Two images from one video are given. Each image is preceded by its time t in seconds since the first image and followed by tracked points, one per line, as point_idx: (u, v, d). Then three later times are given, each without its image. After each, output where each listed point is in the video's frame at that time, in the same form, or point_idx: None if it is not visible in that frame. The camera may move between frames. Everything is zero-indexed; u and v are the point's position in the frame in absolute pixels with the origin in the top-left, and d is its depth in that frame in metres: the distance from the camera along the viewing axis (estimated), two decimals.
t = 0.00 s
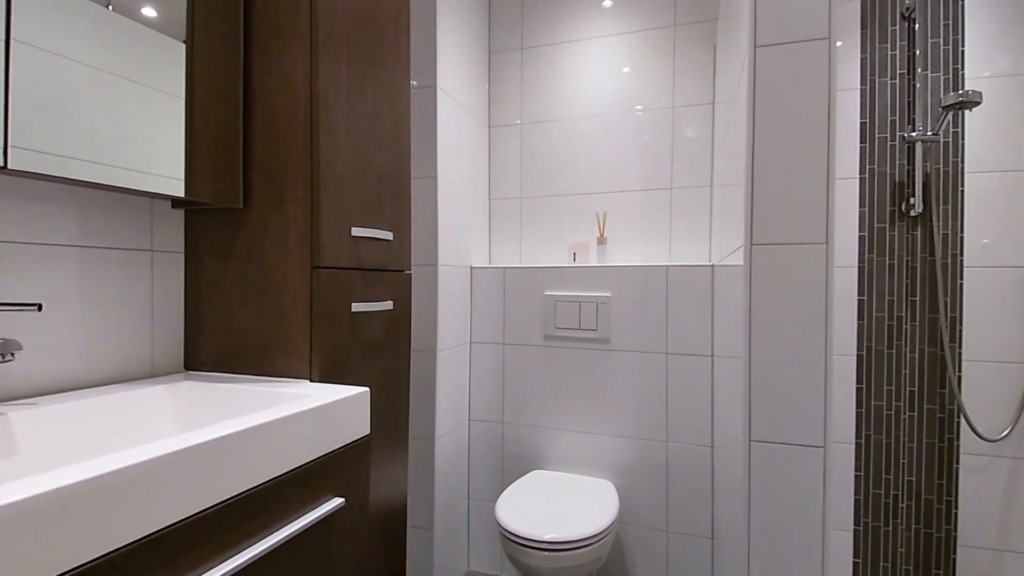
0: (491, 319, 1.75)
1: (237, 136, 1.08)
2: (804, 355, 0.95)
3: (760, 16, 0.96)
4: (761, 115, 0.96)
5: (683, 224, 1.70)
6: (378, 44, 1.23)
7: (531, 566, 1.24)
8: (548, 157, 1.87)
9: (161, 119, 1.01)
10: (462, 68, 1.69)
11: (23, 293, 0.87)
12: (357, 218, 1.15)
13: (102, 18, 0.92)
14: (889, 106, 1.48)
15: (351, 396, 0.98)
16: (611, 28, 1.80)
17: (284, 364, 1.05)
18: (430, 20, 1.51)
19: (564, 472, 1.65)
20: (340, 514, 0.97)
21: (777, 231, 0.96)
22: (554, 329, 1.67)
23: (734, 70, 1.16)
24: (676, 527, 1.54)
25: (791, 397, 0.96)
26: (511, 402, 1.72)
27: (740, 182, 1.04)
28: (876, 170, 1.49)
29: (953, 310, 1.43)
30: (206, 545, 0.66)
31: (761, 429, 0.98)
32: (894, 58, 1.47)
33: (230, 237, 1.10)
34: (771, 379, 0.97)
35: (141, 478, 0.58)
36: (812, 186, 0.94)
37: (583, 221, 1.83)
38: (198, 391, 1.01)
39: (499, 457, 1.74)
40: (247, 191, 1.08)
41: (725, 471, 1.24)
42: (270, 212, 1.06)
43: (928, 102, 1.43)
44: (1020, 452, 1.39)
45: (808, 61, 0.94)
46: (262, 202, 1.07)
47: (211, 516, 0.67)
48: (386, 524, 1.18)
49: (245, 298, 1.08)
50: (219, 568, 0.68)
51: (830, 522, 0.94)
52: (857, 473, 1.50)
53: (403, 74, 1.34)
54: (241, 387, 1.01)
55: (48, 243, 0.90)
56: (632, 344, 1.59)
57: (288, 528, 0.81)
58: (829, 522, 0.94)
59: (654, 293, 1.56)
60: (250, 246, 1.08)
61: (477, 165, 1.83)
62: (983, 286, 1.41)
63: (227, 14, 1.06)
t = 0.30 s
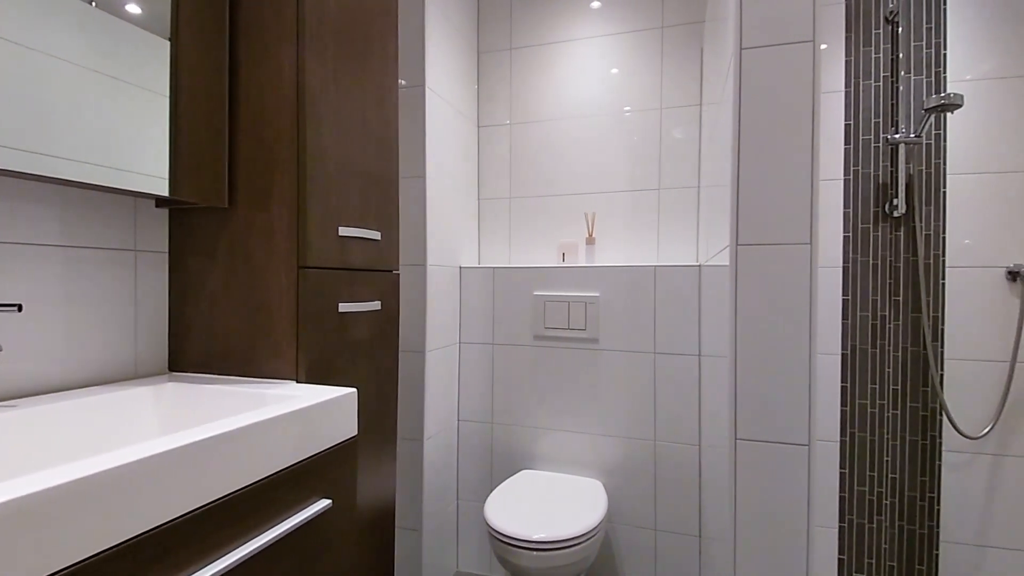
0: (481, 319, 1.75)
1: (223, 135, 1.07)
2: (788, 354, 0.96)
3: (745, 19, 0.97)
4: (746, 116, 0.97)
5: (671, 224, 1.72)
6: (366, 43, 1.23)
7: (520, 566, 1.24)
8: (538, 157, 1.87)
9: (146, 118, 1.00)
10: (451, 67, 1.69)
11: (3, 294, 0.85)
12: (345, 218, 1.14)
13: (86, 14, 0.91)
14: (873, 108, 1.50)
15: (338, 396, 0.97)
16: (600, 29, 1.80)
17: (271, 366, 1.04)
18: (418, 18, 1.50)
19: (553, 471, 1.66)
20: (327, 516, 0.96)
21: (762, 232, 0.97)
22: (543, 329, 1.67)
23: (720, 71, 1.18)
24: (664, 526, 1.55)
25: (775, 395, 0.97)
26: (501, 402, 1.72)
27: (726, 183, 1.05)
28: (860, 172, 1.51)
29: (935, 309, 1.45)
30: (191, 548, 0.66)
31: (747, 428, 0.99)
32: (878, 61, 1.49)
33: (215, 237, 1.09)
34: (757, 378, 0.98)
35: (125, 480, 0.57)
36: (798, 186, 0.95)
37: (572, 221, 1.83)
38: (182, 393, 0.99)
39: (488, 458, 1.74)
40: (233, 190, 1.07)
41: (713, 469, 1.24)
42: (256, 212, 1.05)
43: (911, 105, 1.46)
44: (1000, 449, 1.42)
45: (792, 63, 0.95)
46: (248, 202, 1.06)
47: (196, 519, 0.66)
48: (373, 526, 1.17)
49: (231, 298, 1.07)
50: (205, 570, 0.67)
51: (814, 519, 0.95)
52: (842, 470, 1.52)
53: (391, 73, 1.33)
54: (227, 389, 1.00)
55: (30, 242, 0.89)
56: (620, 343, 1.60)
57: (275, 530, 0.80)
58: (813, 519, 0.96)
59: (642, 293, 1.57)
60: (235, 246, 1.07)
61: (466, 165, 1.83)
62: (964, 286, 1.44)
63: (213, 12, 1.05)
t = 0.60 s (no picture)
0: (469, 319, 1.75)
1: (206, 133, 1.06)
2: (771, 353, 0.97)
3: (729, 21, 0.98)
4: (730, 118, 0.99)
5: (657, 225, 1.73)
6: (352, 41, 1.22)
7: (507, 566, 1.24)
8: (526, 158, 1.87)
9: (127, 115, 0.98)
10: (439, 67, 1.68)
11: None
12: (330, 218, 1.14)
13: (66, 10, 0.89)
14: (856, 111, 1.52)
15: (324, 397, 0.97)
16: (588, 31, 1.81)
17: (255, 366, 1.03)
18: (405, 17, 1.50)
19: (541, 471, 1.66)
20: (312, 518, 0.96)
21: (745, 233, 0.98)
22: (531, 329, 1.67)
23: (705, 73, 1.19)
24: (650, 524, 1.56)
25: (758, 394, 0.98)
26: (489, 402, 1.72)
27: (710, 184, 1.06)
28: (843, 173, 1.53)
29: (916, 310, 1.48)
30: (171, 553, 0.65)
31: (731, 426, 1.00)
32: (861, 64, 1.51)
33: (198, 236, 1.08)
34: (740, 377, 0.99)
35: (104, 484, 0.56)
36: (780, 187, 0.97)
37: (560, 221, 1.84)
38: (165, 394, 0.98)
39: (476, 458, 1.74)
40: (216, 189, 1.06)
41: (698, 467, 1.26)
42: (240, 211, 1.04)
43: (892, 108, 1.48)
44: (978, 446, 1.45)
45: (775, 66, 0.96)
46: (231, 201, 1.05)
47: (177, 522, 0.65)
48: (360, 527, 1.17)
49: (214, 298, 1.06)
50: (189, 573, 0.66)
51: (797, 515, 0.96)
52: (825, 468, 1.54)
53: (378, 72, 1.32)
54: (211, 390, 0.99)
55: (9, 241, 0.87)
56: (607, 342, 1.60)
57: (260, 531, 0.80)
58: (796, 516, 0.97)
59: (629, 293, 1.58)
60: (219, 246, 1.06)
61: (454, 165, 1.83)
62: (943, 286, 1.47)
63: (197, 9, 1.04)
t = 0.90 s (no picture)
0: (457, 319, 1.74)
1: (191, 134, 1.05)
2: (755, 353, 0.99)
3: (714, 24, 0.99)
4: (715, 120, 1.00)
5: (645, 226, 1.74)
6: (339, 41, 1.22)
7: (495, 567, 1.24)
8: (515, 159, 1.87)
9: (110, 113, 0.97)
10: (427, 67, 1.68)
11: None
12: (316, 218, 1.13)
13: (48, 8, 0.88)
14: (839, 114, 1.54)
15: (311, 399, 0.96)
16: (576, 32, 1.82)
17: (240, 368, 1.02)
18: (393, 16, 1.49)
19: (530, 471, 1.66)
20: (298, 522, 0.95)
21: (730, 234, 1.00)
22: (520, 329, 1.67)
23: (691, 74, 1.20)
24: (638, 524, 1.57)
25: (743, 394, 0.99)
26: (477, 403, 1.72)
27: (696, 185, 1.07)
28: (827, 175, 1.55)
29: (899, 310, 1.50)
30: (155, 557, 0.64)
31: (716, 426, 1.01)
32: (844, 68, 1.53)
33: (183, 237, 1.06)
34: (726, 377, 1.00)
35: (87, 489, 0.55)
36: (764, 188, 0.98)
37: (548, 222, 1.84)
38: (148, 397, 0.97)
39: (465, 459, 1.73)
40: (200, 189, 1.05)
41: (685, 467, 1.27)
42: (224, 212, 1.03)
43: (876, 110, 1.50)
44: (960, 444, 1.47)
45: (760, 69, 0.98)
46: (216, 202, 1.04)
47: (161, 527, 0.64)
48: (347, 530, 1.16)
49: (199, 300, 1.05)
50: None
51: (781, 514, 0.97)
52: (811, 466, 1.55)
53: (365, 72, 1.32)
54: (195, 393, 0.98)
55: None
56: (596, 343, 1.61)
57: (246, 535, 0.79)
58: (780, 515, 0.98)
59: (617, 293, 1.59)
60: (204, 247, 1.05)
61: (443, 165, 1.82)
62: (925, 286, 1.49)
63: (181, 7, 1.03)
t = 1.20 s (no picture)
0: (447, 320, 1.74)
1: (175, 132, 1.04)
2: (741, 353, 0.99)
3: (702, 26, 1.00)
4: (703, 121, 1.00)
5: (634, 226, 1.75)
6: (326, 39, 1.21)
7: (484, 567, 1.24)
8: (505, 159, 1.87)
9: (94, 111, 0.96)
10: (417, 67, 1.68)
11: None
12: (304, 218, 1.12)
13: (32, 5, 0.86)
14: (825, 115, 1.54)
15: (299, 400, 0.96)
16: (566, 33, 1.82)
17: (226, 370, 1.01)
18: (382, 14, 1.48)
19: (520, 471, 1.66)
20: (286, 524, 0.94)
21: (717, 235, 1.00)
22: (510, 329, 1.67)
23: (679, 76, 1.21)
24: (627, 523, 1.58)
25: (729, 393, 1.00)
26: (467, 403, 1.72)
27: (684, 186, 1.07)
28: (814, 177, 1.55)
29: (884, 310, 1.52)
30: (142, 559, 0.63)
31: (703, 425, 1.02)
32: (830, 70, 1.53)
33: (167, 237, 1.05)
34: (712, 377, 1.01)
35: (70, 492, 0.54)
36: (751, 189, 0.99)
37: (538, 223, 1.84)
38: (133, 399, 0.96)
39: (455, 459, 1.73)
40: (184, 188, 1.04)
41: (673, 467, 1.27)
42: (210, 211, 1.03)
43: (861, 112, 1.51)
44: (944, 442, 1.50)
45: (746, 71, 0.98)
46: (201, 201, 1.03)
47: (146, 529, 0.64)
48: (335, 531, 1.16)
49: (184, 300, 1.04)
50: None
51: (767, 512, 0.98)
52: (797, 465, 1.56)
53: (353, 71, 1.31)
54: (180, 394, 0.97)
55: None
56: (585, 343, 1.62)
57: (233, 537, 0.78)
58: (766, 513, 0.99)
59: (607, 293, 1.60)
60: (189, 247, 1.04)
61: (432, 165, 1.82)
62: (909, 287, 1.51)
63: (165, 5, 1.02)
